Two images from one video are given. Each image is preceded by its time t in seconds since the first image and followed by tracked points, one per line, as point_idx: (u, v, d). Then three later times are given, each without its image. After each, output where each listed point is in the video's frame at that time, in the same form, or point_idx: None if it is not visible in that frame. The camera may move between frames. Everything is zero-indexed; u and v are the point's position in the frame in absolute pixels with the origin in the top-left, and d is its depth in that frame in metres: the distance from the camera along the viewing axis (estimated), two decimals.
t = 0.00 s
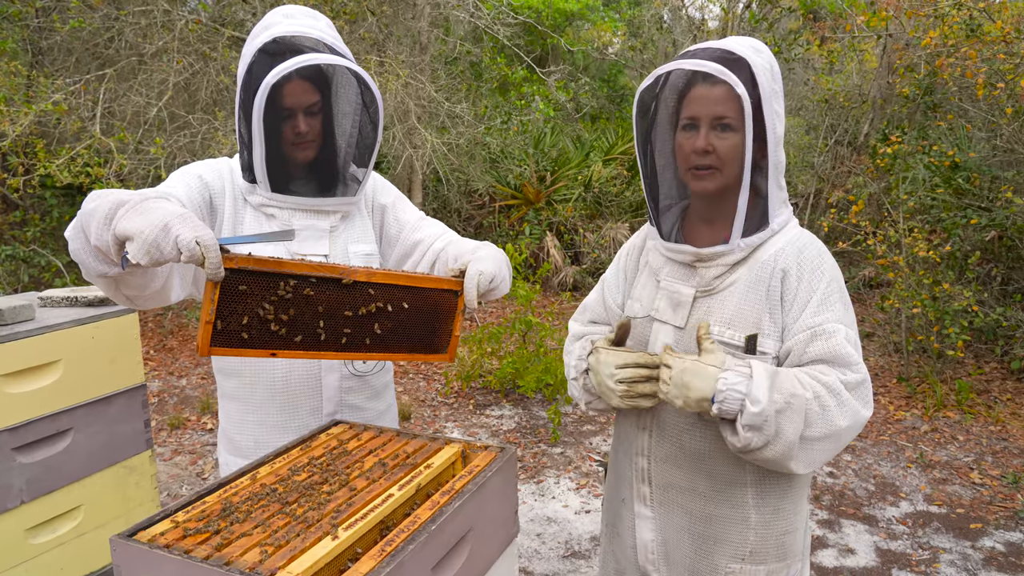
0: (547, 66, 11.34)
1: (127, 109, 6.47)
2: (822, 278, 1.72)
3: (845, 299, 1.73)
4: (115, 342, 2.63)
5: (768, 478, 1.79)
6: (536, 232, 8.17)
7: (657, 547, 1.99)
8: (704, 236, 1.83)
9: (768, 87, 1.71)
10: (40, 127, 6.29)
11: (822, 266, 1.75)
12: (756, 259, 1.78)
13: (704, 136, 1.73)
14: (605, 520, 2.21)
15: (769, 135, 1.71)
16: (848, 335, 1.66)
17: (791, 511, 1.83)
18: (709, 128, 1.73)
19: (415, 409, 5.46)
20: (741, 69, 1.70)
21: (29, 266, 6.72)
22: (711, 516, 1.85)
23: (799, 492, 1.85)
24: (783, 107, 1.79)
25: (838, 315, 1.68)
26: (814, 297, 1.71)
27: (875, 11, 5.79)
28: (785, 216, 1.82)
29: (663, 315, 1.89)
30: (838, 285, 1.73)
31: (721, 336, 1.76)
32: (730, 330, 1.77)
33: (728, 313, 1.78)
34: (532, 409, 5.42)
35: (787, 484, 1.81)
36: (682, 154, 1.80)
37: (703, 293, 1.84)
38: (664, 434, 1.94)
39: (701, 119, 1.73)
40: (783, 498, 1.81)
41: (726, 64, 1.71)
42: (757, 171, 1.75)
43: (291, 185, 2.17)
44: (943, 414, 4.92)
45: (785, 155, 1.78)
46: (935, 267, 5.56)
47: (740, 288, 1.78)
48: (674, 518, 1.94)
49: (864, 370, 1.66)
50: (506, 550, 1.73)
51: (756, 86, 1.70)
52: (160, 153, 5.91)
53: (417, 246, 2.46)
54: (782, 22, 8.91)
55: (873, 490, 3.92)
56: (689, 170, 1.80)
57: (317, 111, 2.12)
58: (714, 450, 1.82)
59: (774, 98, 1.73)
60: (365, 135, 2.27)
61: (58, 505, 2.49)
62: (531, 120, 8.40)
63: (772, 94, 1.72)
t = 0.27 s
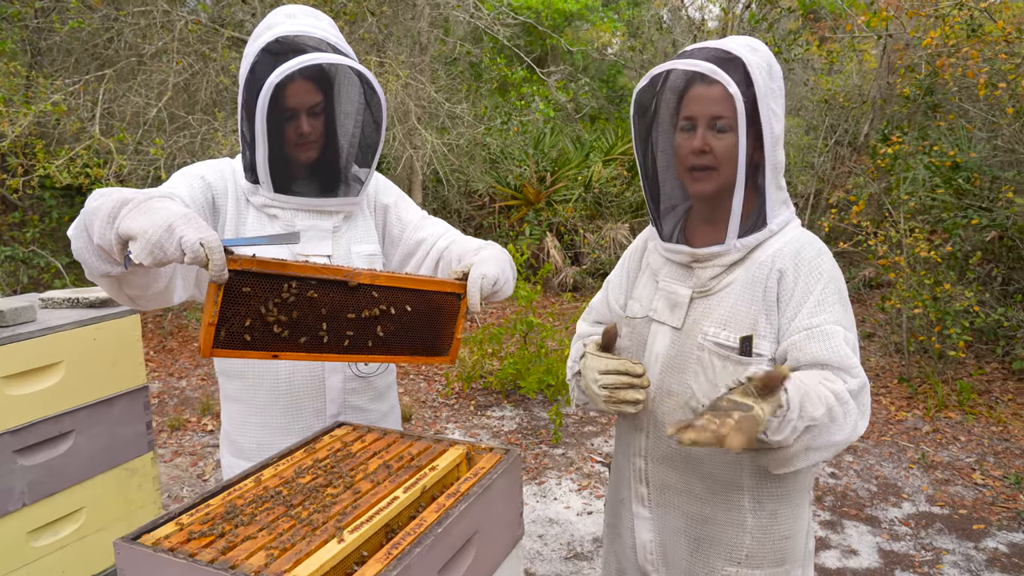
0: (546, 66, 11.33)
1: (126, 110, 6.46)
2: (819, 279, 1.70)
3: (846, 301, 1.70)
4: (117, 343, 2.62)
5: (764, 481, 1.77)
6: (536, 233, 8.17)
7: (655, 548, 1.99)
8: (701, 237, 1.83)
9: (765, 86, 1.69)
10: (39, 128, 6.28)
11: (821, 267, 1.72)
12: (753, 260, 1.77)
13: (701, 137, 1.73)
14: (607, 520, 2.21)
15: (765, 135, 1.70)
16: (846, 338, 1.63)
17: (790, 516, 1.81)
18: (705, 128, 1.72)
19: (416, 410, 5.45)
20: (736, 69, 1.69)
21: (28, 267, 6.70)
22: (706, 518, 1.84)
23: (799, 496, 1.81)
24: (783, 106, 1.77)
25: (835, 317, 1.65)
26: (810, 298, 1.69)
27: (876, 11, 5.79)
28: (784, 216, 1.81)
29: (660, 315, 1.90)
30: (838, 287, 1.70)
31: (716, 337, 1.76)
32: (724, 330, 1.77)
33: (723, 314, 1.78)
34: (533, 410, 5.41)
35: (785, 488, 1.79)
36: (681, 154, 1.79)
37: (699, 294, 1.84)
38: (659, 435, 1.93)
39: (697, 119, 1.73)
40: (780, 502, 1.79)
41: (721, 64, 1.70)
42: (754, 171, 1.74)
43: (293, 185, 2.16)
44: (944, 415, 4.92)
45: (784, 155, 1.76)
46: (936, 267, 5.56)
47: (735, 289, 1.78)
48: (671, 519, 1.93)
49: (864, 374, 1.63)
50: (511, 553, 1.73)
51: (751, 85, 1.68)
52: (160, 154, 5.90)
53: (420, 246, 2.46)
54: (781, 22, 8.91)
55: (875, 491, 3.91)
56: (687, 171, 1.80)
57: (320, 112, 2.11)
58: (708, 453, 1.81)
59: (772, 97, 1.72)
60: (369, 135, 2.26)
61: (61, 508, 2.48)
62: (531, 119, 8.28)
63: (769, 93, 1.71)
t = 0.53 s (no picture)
0: (550, 65, 11.31)
1: (130, 109, 6.46)
2: (827, 279, 1.70)
3: (854, 303, 1.69)
4: (123, 343, 2.62)
5: (770, 484, 1.77)
6: (539, 232, 8.16)
7: (660, 549, 1.98)
8: (709, 237, 1.82)
9: (774, 85, 1.68)
10: (43, 128, 6.28)
11: (829, 267, 1.72)
12: (760, 262, 1.77)
13: (710, 136, 1.72)
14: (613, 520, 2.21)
15: (774, 134, 1.69)
16: (854, 338, 1.62)
17: (795, 518, 1.80)
18: (714, 127, 1.71)
19: (420, 410, 5.44)
20: (745, 68, 1.68)
21: (32, 266, 6.71)
22: (711, 520, 1.84)
23: (804, 498, 1.81)
24: (793, 105, 1.76)
25: (842, 318, 1.64)
26: (818, 299, 1.68)
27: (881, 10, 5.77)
28: (793, 216, 1.80)
29: (667, 315, 1.90)
30: (846, 288, 1.69)
31: (723, 337, 1.76)
32: (731, 331, 1.76)
33: (730, 315, 1.77)
34: (537, 410, 5.40)
35: (790, 491, 1.78)
36: (689, 153, 1.78)
37: (706, 295, 1.83)
38: (664, 436, 1.93)
39: (706, 118, 1.72)
40: (785, 504, 1.78)
41: (730, 62, 1.69)
42: (763, 171, 1.73)
43: (300, 185, 2.16)
44: (950, 415, 4.90)
45: (793, 155, 1.75)
46: (942, 267, 5.54)
47: (742, 289, 1.77)
48: (676, 521, 1.93)
49: (872, 375, 1.61)
50: (520, 554, 1.72)
51: (760, 84, 1.67)
52: (164, 153, 5.90)
53: (427, 245, 2.45)
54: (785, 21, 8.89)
55: (881, 491, 3.90)
56: (695, 170, 1.79)
57: (326, 111, 2.10)
58: (713, 454, 1.81)
59: (781, 96, 1.71)
60: (376, 135, 2.25)
61: (67, 508, 2.48)
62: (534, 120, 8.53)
63: (778, 92, 1.70)
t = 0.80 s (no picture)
0: (549, 65, 11.30)
1: (129, 108, 6.45)
2: (829, 280, 1.68)
3: (857, 304, 1.67)
4: (124, 343, 2.61)
5: (771, 485, 1.76)
6: (539, 232, 8.16)
7: (661, 549, 1.98)
8: (710, 237, 1.82)
9: (779, 84, 1.68)
10: (42, 127, 6.27)
11: (831, 268, 1.70)
12: (761, 262, 1.76)
13: (715, 133, 1.71)
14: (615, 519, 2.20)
15: (778, 133, 1.69)
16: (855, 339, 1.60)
17: (797, 519, 1.78)
18: (718, 125, 1.71)
19: (421, 410, 5.44)
20: (750, 65, 1.68)
21: (31, 266, 6.70)
22: (712, 521, 1.83)
23: (806, 499, 1.79)
24: (797, 104, 1.75)
25: (843, 319, 1.63)
26: (819, 299, 1.67)
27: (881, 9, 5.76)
28: (796, 217, 1.79)
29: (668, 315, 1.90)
30: (848, 288, 1.68)
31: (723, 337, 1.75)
32: (731, 332, 1.76)
33: (731, 315, 1.77)
34: (537, 410, 5.40)
35: (792, 492, 1.77)
36: (693, 151, 1.78)
37: (707, 295, 1.83)
38: (664, 437, 1.92)
39: (710, 116, 1.72)
40: (786, 505, 1.77)
41: (735, 60, 1.69)
42: (767, 170, 1.72)
43: (302, 184, 2.15)
44: (951, 414, 4.90)
45: (797, 154, 1.75)
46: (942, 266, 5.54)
47: (744, 289, 1.77)
48: (676, 521, 1.92)
49: (873, 376, 1.59)
50: (522, 554, 1.72)
51: (765, 82, 1.67)
52: (163, 153, 5.89)
53: (429, 245, 2.44)
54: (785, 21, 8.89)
55: (882, 491, 3.90)
56: (698, 168, 1.78)
57: (329, 110, 2.10)
58: (713, 455, 1.80)
59: (786, 95, 1.70)
60: (379, 134, 2.24)
61: (67, 509, 2.48)
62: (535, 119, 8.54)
63: (783, 90, 1.69)
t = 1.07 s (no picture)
0: (546, 64, 11.29)
1: (124, 107, 6.42)
2: (826, 279, 1.68)
3: (854, 304, 1.66)
4: (121, 343, 2.60)
5: (767, 485, 1.76)
6: (536, 231, 8.15)
7: (658, 547, 1.98)
8: (710, 236, 1.82)
9: (778, 84, 1.68)
10: (37, 125, 6.24)
11: (828, 267, 1.70)
12: (760, 262, 1.76)
13: (715, 133, 1.72)
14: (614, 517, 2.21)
15: (777, 134, 1.69)
16: (849, 338, 1.60)
17: (793, 520, 1.77)
18: (718, 126, 1.71)
19: (418, 409, 5.44)
20: (749, 66, 1.68)
21: (26, 265, 6.66)
22: (708, 520, 1.83)
23: (803, 500, 1.78)
24: (797, 105, 1.75)
25: (838, 319, 1.62)
26: (816, 298, 1.67)
27: (877, 9, 5.78)
28: (796, 217, 1.79)
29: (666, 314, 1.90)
30: (845, 288, 1.67)
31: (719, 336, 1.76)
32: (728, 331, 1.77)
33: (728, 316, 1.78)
34: (535, 409, 5.40)
35: (788, 492, 1.76)
36: (692, 151, 1.78)
37: (705, 294, 1.84)
38: (662, 435, 1.93)
39: (711, 117, 1.72)
40: (783, 506, 1.76)
41: (733, 60, 1.69)
42: (766, 170, 1.72)
43: (300, 183, 2.14)
44: (946, 413, 4.92)
45: (796, 154, 1.74)
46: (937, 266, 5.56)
47: (741, 289, 1.77)
48: (673, 519, 1.92)
49: (865, 374, 1.58)
50: (521, 553, 1.72)
51: (764, 83, 1.67)
52: (159, 152, 5.87)
53: (427, 244, 2.44)
54: (781, 20, 8.90)
55: (878, 489, 3.91)
56: (697, 168, 1.79)
57: (327, 108, 2.09)
58: (708, 453, 1.80)
59: (786, 95, 1.70)
60: (377, 133, 2.24)
61: (64, 509, 2.47)
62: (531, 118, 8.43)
63: (783, 90, 1.69)
